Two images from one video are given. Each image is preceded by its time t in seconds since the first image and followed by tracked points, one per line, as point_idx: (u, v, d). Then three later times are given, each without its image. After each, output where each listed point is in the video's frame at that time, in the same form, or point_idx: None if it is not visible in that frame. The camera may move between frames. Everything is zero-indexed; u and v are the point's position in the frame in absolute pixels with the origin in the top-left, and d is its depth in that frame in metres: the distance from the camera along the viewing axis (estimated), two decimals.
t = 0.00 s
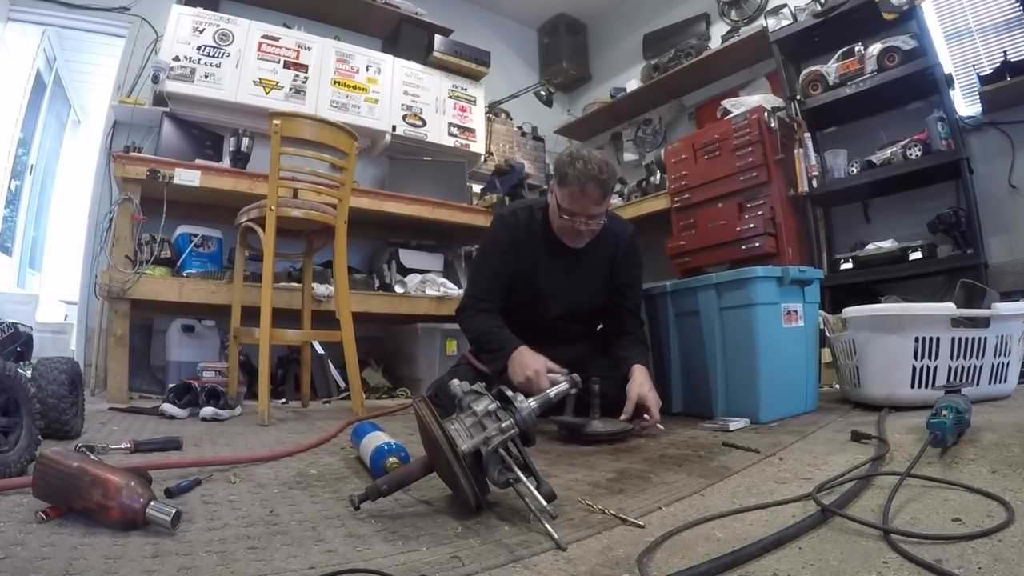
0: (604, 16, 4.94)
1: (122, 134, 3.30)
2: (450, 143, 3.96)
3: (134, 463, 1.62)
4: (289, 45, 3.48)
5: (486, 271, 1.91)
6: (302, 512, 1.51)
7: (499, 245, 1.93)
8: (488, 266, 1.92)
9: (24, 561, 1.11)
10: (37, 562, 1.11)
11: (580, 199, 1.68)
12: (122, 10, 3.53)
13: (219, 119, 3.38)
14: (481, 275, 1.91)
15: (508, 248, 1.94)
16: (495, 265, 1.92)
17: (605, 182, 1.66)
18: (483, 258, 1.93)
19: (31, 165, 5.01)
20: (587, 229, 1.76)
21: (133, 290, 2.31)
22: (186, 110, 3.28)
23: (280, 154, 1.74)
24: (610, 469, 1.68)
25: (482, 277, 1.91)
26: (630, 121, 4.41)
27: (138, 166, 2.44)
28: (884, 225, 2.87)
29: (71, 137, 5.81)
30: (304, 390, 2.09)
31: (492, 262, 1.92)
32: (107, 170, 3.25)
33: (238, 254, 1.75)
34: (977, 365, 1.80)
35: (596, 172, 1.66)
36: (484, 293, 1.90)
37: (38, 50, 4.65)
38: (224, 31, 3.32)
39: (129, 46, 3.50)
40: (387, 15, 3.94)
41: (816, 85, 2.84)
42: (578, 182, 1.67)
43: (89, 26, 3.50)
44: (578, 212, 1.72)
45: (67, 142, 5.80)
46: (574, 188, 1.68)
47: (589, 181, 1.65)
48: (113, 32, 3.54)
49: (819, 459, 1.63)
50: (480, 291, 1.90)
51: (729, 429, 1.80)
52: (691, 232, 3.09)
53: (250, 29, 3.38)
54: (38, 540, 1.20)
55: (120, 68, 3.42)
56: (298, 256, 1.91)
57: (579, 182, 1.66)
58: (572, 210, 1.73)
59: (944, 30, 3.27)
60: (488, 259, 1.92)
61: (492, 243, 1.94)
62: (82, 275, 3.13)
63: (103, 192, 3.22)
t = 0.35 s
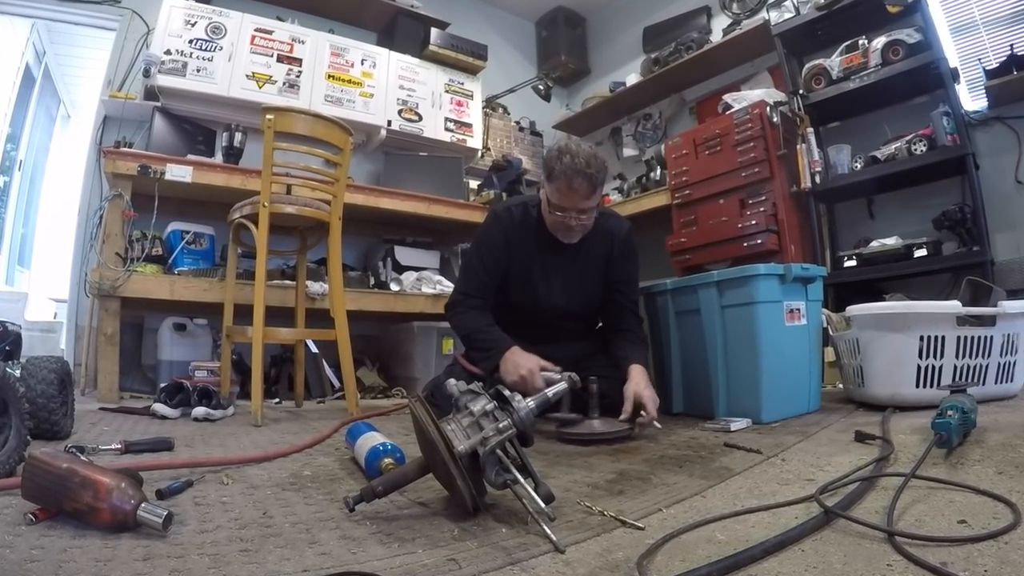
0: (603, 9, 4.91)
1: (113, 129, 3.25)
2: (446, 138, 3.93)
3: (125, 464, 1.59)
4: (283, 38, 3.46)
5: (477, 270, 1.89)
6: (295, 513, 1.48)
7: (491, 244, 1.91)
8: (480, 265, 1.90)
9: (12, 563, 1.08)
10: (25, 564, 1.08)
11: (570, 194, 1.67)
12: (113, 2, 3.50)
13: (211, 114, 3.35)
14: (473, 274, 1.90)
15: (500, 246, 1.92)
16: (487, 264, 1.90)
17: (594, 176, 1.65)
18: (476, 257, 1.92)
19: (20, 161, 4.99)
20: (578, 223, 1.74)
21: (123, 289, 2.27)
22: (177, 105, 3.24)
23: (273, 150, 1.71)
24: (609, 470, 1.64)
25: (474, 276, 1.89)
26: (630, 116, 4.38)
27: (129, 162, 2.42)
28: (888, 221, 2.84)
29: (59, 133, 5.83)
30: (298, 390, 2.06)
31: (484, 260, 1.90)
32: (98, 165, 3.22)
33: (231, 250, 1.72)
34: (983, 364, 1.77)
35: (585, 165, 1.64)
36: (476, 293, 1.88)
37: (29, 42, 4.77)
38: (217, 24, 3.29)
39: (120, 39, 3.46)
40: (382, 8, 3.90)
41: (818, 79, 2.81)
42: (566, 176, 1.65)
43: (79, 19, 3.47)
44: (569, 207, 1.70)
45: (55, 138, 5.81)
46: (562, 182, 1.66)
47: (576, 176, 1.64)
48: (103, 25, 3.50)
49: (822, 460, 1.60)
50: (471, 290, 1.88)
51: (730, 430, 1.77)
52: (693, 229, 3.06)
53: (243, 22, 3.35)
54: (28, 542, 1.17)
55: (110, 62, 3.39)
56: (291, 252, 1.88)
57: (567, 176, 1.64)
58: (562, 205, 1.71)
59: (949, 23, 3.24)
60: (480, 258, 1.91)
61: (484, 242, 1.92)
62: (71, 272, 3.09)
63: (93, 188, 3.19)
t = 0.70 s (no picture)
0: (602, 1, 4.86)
1: (101, 123, 3.22)
2: (442, 132, 3.90)
3: (114, 465, 1.55)
4: (275, 30, 3.42)
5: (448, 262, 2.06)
6: (288, 516, 1.44)
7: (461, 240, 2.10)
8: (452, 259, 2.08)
9: None
10: (12, 568, 1.04)
11: (520, 157, 1.94)
12: None
13: (202, 108, 3.32)
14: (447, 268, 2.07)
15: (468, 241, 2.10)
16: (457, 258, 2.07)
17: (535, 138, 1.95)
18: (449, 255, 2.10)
19: (8, 155, 4.96)
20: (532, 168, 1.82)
21: (112, 286, 2.23)
22: (167, 98, 3.21)
23: (265, 144, 1.68)
24: (609, 472, 1.61)
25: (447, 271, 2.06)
26: (629, 109, 4.34)
27: (119, 156, 2.39)
28: (894, 217, 2.80)
29: (48, 126, 5.80)
30: (290, 390, 2.02)
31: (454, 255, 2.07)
32: (86, 159, 3.18)
33: (222, 247, 1.68)
34: (990, 363, 1.74)
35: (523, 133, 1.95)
36: (449, 284, 2.04)
37: (16, 35, 4.78)
38: (207, 16, 3.26)
39: (109, 31, 3.42)
40: None
41: (822, 72, 2.77)
42: (515, 145, 1.93)
43: (68, 11, 3.43)
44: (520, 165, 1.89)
45: (45, 130, 5.78)
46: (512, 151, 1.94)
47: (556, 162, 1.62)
48: (92, 17, 3.46)
49: (826, 461, 1.56)
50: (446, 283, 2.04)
51: (732, 429, 1.74)
52: (693, 225, 3.02)
53: (235, 14, 3.32)
54: (14, 545, 1.13)
55: (99, 54, 3.34)
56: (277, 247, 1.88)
57: (515, 143, 1.92)
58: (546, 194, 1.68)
59: (956, 15, 3.20)
60: (452, 255, 2.09)
61: (455, 240, 2.10)
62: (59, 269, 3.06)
63: (81, 183, 3.15)
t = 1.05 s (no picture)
0: None
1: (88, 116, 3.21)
2: (437, 125, 3.86)
3: (101, 466, 1.51)
4: (265, 20, 3.37)
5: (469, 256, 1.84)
6: (279, 518, 1.40)
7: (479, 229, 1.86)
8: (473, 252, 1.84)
9: None
10: None
11: (554, 173, 1.63)
12: None
13: (192, 100, 3.28)
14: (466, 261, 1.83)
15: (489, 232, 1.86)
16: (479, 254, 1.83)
17: (576, 150, 1.61)
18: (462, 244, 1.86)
19: None
20: (563, 203, 1.70)
21: (98, 283, 2.21)
22: (155, 91, 3.16)
23: (256, 138, 1.64)
24: (607, 473, 1.56)
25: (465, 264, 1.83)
26: (629, 102, 4.29)
27: (105, 150, 2.35)
28: (900, 213, 2.76)
29: (34, 118, 5.76)
30: (281, 390, 1.98)
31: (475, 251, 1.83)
32: (72, 153, 3.15)
33: (211, 243, 1.64)
34: (998, 362, 1.70)
35: (563, 139, 1.61)
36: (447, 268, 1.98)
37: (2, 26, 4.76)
38: (196, 6, 3.21)
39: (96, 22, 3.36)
40: None
41: (826, 64, 2.72)
42: (550, 156, 1.61)
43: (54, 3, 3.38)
44: (552, 186, 1.65)
45: (31, 122, 5.74)
46: (546, 163, 1.62)
47: (561, 154, 1.60)
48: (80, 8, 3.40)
49: (830, 462, 1.52)
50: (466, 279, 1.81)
51: (734, 430, 1.70)
52: (695, 220, 2.98)
53: (225, 4, 3.27)
54: None
55: (86, 45, 3.29)
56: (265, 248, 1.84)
57: (551, 155, 1.61)
58: (547, 185, 1.66)
59: (963, 5, 3.14)
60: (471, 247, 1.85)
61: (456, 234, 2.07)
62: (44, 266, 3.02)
63: (68, 176, 3.11)
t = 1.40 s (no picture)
0: None
1: (72, 107, 3.17)
2: (431, 118, 3.81)
3: (85, 468, 1.47)
4: (255, 10, 3.32)
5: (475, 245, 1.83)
6: (269, 521, 1.35)
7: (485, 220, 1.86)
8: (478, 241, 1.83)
9: None
10: None
11: (577, 160, 1.61)
12: None
13: (181, 92, 3.23)
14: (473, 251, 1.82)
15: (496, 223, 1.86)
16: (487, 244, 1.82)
17: (597, 139, 1.61)
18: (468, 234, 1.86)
19: None
20: (581, 192, 1.67)
21: (83, 279, 2.16)
22: (141, 81, 3.11)
23: (245, 130, 1.59)
24: (606, 475, 1.52)
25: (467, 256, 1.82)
26: (629, 93, 4.24)
27: (90, 143, 2.31)
28: (906, 207, 2.72)
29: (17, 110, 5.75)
30: (270, 389, 1.94)
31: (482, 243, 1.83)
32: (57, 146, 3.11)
33: (199, 238, 1.60)
34: (1008, 361, 1.66)
35: (584, 130, 1.61)
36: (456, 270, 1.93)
37: None
38: None
39: (80, 11, 3.29)
40: None
41: (832, 54, 2.67)
42: (576, 144, 1.60)
43: None
44: (573, 175, 1.63)
45: (13, 114, 5.74)
46: (571, 150, 1.60)
47: (588, 142, 1.59)
48: None
49: (835, 464, 1.47)
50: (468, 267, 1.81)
51: (736, 431, 1.65)
52: (696, 214, 2.94)
53: None
54: None
55: (70, 35, 3.24)
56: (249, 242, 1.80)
57: (576, 142, 1.59)
58: (566, 173, 1.64)
59: None
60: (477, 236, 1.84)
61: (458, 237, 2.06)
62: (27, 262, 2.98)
63: (52, 169, 3.07)
